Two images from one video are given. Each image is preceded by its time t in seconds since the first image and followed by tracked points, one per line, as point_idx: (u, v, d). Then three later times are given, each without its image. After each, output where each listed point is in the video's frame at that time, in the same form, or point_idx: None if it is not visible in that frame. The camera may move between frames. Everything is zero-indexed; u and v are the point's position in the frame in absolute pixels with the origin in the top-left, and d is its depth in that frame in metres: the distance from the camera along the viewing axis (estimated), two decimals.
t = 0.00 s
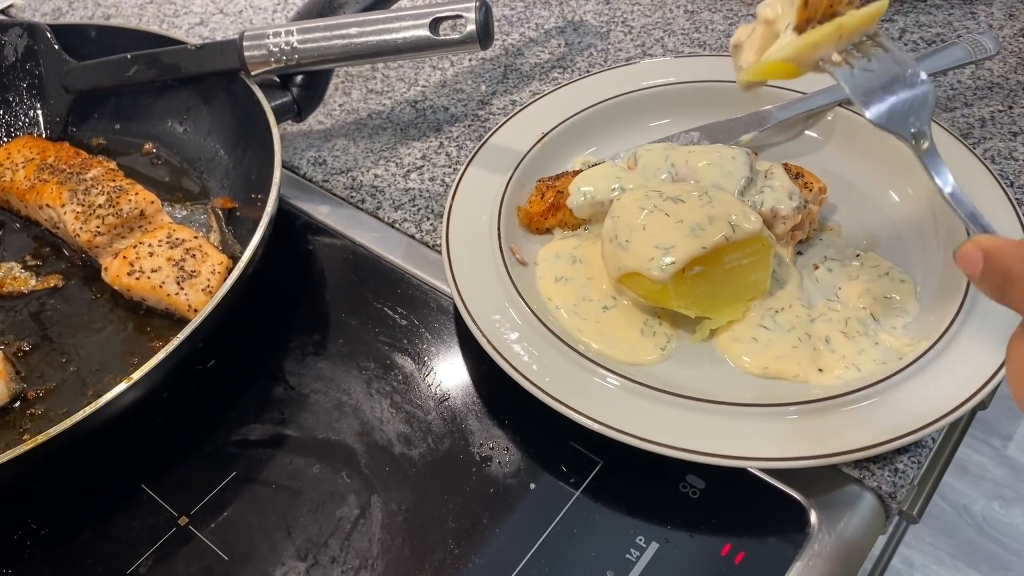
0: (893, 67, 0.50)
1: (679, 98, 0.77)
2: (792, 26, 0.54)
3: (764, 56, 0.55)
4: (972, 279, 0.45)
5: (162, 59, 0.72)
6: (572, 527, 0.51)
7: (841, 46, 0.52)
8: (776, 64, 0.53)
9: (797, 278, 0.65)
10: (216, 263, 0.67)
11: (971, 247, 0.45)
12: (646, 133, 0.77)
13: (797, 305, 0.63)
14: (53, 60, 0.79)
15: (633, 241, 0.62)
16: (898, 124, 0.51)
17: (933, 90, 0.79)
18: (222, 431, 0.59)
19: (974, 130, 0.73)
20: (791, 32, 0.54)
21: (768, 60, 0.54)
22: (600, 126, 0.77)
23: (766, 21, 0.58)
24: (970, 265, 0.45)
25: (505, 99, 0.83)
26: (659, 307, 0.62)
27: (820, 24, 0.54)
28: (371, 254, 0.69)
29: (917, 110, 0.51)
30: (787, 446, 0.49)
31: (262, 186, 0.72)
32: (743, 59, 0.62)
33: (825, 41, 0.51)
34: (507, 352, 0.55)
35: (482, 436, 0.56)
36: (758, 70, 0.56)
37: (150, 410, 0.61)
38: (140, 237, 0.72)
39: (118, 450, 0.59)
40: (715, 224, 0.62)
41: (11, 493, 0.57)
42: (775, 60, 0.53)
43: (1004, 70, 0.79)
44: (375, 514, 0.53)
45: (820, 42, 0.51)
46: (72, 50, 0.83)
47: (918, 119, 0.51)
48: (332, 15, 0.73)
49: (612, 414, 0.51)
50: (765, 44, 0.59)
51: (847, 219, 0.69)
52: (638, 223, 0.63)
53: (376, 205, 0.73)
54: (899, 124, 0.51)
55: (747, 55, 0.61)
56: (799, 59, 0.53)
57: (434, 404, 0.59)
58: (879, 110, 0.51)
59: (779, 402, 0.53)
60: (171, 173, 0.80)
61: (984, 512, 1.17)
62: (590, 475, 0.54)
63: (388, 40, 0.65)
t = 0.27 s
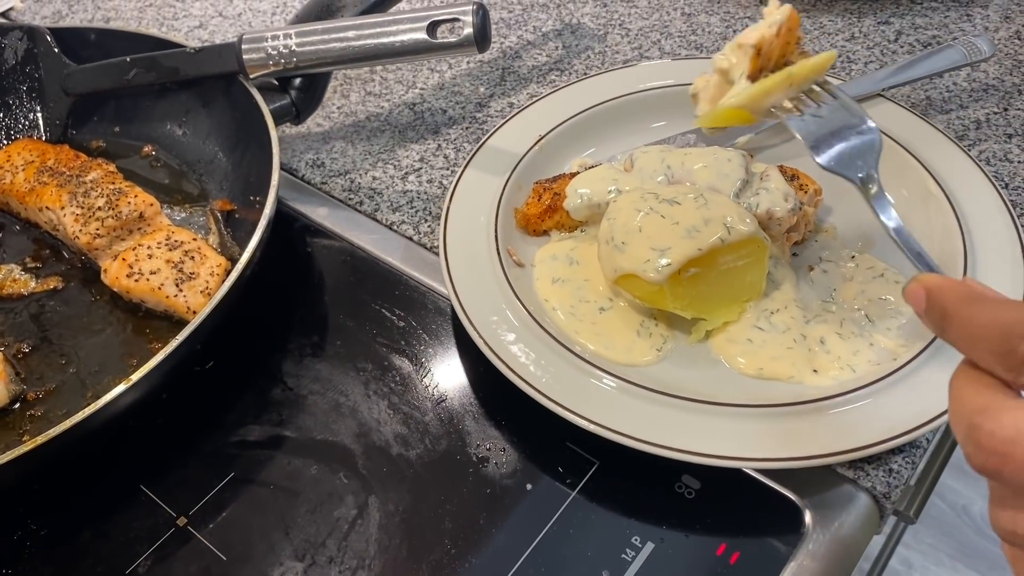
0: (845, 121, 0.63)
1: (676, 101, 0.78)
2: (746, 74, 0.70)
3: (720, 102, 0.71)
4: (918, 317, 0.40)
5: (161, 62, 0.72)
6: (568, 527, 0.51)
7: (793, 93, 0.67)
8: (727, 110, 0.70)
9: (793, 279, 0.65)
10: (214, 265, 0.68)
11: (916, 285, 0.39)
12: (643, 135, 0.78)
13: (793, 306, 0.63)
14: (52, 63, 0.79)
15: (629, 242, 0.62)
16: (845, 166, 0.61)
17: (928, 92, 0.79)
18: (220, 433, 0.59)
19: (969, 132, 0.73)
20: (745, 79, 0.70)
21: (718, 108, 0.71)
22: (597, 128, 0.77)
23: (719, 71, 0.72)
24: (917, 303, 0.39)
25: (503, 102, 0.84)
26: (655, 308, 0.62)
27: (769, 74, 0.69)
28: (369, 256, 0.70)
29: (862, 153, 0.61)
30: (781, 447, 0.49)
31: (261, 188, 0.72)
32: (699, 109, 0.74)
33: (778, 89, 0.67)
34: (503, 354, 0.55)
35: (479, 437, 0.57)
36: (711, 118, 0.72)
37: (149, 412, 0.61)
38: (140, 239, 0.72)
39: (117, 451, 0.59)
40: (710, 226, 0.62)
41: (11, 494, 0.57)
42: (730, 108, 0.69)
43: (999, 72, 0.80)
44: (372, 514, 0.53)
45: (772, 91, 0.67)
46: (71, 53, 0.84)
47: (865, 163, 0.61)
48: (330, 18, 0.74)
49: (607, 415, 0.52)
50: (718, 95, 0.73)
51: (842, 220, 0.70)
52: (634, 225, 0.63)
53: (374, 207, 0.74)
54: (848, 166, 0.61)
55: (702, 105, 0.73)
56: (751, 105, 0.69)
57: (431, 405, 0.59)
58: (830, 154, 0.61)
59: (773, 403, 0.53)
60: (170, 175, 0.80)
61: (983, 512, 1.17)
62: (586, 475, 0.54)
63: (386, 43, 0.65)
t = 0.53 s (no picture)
0: (790, 40, 0.65)
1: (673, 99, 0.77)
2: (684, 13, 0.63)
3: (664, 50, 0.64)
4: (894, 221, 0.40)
5: (157, 61, 0.72)
6: (564, 525, 0.51)
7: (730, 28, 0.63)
8: (680, 60, 0.63)
9: (790, 277, 0.65)
10: (210, 263, 0.68)
11: (888, 190, 0.39)
12: (640, 133, 0.78)
13: (789, 304, 0.63)
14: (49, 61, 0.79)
15: (625, 240, 0.62)
16: (797, 87, 0.67)
17: (925, 90, 0.79)
18: (216, 431, 0.59)
19: (965, 131, 0.73)
20: (684, 21, 0.63)
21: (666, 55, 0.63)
22: (594, 126, 0.77)
23: (659, 9, 0.66)
24: (891, 208, 0.39)
25: (499, 100, 0.84)
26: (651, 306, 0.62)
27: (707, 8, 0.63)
28: (365, 255, 0.70)
29: (811, 70, 0.66)
30: (777, 444, 0.49)
31: (257, 187, 0.72)
32: (647, 48, 0.68)
33: (718, 27, 0.61)
34: (499, 351, 0.55)
35: (475, 435, 0.57)
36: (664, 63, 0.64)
37: (145, 410, 0.61)
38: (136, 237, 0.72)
39: (112, 449, 0.59)
40: (707, 224, 0.62)
41: (6, 492, 0.57)
42: (679, 56, 0.62)
43: (996, 71, 0.80)
44: (368, 512, 0.53)
45: (715, 29, 0.61)
46: (68, 52, 0.84)
47: (815, 81, 0.66)
48: (326, 17, 0.74)
49: (603, 413, 0.52)
50: (663, 33, 0.67)
51: (839, 218, 0.70)
52: (631, 223, 0.63)
53: (370, 205, 0.74)
54: (798, 85, 0.66)
55: (647, 42, 0.68)
56: (695, 50, 0.63)
57: (427, 403, 0.59)
58: (778, 80, 0.65)
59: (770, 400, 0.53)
60: (166, 174, 0.80)
61: (982, 512, 1.16)
62: (582, 473, 0.54)
63: (381, 41, 0.65)
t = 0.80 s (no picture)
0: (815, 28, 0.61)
1: (678, 97, 0.78)
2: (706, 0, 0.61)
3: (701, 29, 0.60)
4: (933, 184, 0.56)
5: (164, 60, 0.72)
6: (572, 522, 0.51)
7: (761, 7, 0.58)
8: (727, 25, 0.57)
9: (796, 275, 0.65)
10: (218, 262, 0.68)
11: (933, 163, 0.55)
12: (645, 131, 0.78)
13: (796, 302, 0.63)
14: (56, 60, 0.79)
15: (632, 238, 0.62)
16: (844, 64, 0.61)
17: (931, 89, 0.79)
18: (224, 429, 0.59)
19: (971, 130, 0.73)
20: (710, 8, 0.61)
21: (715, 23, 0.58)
22: (599, 125, 0.77)
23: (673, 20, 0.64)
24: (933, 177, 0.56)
25: (505, 99, 0.84)
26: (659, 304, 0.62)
27: None
28: (372, 253, 0.70)
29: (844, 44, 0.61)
30: (786, 441, 0.49)
31: (263, 185, 0.72)
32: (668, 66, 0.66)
33: None
34: (507, 349, 0.55)
35: (483, 433, 0.57)
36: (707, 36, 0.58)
37: (153, 408, 0.62)
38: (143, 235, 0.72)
39: (120, 447, 0.59)
40: (714, 222, 0.62)
41: (15, 490, 0.57)
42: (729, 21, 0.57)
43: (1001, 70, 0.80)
44: (376, 509, 0.53)
45: None
46: (74, 51, 0.84)
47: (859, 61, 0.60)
48: (332, 16, 0.74)
49: (612, 410, 0.52)
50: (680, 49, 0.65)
51: (846, 216, 0.70)
52: (638, 221, 0.63)
53: (377, 204, 0.74)
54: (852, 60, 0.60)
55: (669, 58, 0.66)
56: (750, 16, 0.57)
57: (435, 401, 0.59)
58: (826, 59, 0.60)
59: (778, 398, 0.53)
60: (173, 172, 0.80)
61: (985, 511, 1.16)
62: (590, 470, 0.54)
63: (388, 39, 0.65)
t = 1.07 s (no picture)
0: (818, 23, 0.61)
1: (681, 96, 0.77)
2: None
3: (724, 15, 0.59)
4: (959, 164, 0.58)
5: (166, 58, 0.72)
6: (576, 520, 0.51)
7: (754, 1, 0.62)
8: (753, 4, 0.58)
9: (800, 274, 0.65)
10: (221, 260, 0.68)
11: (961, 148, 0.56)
12: (648, 129, 0.78)
13: (800, 300, 0.63)
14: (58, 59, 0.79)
15: (636, 236, 0.62)
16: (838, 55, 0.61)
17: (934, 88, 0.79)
18: (227, 427, 0.59)
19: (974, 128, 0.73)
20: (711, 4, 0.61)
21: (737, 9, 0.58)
22: (601, 124, 0.77)
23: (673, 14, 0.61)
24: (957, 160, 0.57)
25: (507, 98, 0.84)
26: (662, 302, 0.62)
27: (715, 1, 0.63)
28: (375, 252, 0.70)
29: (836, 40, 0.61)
30: (790, 440, 0.49)
31: (266, 184, 0.72)
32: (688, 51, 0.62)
33: None
34: (511, 348, 0.55)
35: (486, 431, 0.57)
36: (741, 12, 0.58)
37: (156, 406, 0.62)
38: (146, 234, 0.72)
39: (124, 445, 0.59)
40: (717, 221, 0.62)
41: (19, 488, 0.57)
42: None
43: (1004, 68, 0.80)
44: (380, 508, 0.53)
45: None
46: (77, 50, 0.84)
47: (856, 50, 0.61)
48: (335, 14, 0.74)
49: (616, 408, 0.52)
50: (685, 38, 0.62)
51: (849, 215, 0.70)
52: (641, 220, 0.63)
53: (380, 203, 0.74)
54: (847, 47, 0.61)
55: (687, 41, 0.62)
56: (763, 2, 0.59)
57: (438, 400, 0.59)
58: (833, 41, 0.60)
59: (782, 396, 0.53)
60: (175, 171, 0.80)
61: (987, 510, 1.16)
62: (594, 468, 0.54)
63: (391, 38, 0.65)
